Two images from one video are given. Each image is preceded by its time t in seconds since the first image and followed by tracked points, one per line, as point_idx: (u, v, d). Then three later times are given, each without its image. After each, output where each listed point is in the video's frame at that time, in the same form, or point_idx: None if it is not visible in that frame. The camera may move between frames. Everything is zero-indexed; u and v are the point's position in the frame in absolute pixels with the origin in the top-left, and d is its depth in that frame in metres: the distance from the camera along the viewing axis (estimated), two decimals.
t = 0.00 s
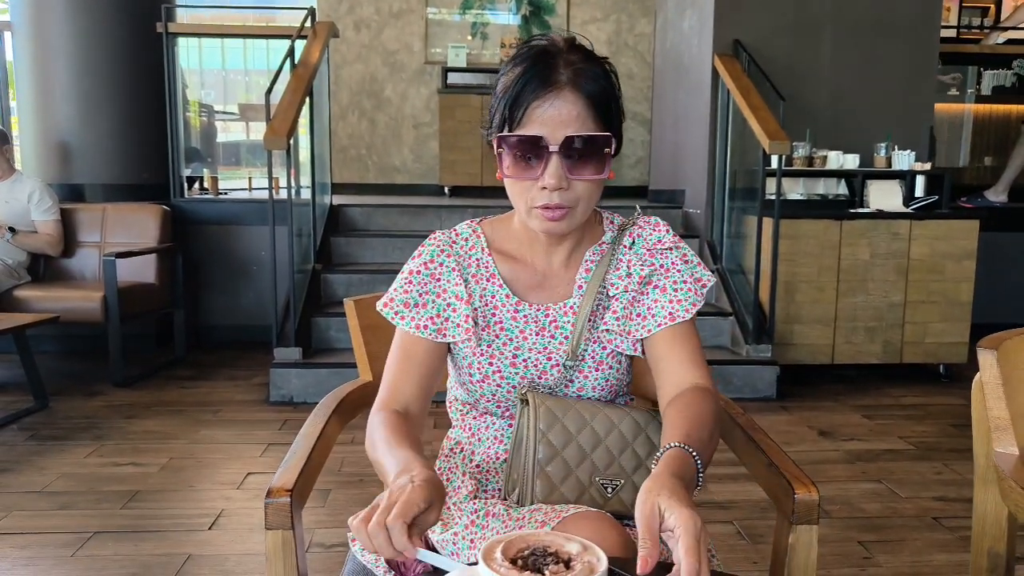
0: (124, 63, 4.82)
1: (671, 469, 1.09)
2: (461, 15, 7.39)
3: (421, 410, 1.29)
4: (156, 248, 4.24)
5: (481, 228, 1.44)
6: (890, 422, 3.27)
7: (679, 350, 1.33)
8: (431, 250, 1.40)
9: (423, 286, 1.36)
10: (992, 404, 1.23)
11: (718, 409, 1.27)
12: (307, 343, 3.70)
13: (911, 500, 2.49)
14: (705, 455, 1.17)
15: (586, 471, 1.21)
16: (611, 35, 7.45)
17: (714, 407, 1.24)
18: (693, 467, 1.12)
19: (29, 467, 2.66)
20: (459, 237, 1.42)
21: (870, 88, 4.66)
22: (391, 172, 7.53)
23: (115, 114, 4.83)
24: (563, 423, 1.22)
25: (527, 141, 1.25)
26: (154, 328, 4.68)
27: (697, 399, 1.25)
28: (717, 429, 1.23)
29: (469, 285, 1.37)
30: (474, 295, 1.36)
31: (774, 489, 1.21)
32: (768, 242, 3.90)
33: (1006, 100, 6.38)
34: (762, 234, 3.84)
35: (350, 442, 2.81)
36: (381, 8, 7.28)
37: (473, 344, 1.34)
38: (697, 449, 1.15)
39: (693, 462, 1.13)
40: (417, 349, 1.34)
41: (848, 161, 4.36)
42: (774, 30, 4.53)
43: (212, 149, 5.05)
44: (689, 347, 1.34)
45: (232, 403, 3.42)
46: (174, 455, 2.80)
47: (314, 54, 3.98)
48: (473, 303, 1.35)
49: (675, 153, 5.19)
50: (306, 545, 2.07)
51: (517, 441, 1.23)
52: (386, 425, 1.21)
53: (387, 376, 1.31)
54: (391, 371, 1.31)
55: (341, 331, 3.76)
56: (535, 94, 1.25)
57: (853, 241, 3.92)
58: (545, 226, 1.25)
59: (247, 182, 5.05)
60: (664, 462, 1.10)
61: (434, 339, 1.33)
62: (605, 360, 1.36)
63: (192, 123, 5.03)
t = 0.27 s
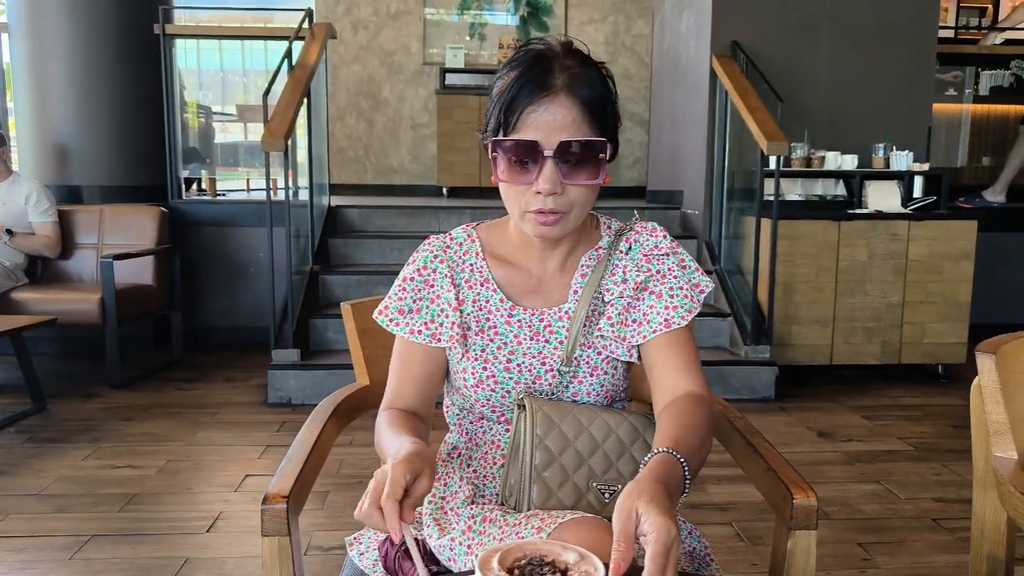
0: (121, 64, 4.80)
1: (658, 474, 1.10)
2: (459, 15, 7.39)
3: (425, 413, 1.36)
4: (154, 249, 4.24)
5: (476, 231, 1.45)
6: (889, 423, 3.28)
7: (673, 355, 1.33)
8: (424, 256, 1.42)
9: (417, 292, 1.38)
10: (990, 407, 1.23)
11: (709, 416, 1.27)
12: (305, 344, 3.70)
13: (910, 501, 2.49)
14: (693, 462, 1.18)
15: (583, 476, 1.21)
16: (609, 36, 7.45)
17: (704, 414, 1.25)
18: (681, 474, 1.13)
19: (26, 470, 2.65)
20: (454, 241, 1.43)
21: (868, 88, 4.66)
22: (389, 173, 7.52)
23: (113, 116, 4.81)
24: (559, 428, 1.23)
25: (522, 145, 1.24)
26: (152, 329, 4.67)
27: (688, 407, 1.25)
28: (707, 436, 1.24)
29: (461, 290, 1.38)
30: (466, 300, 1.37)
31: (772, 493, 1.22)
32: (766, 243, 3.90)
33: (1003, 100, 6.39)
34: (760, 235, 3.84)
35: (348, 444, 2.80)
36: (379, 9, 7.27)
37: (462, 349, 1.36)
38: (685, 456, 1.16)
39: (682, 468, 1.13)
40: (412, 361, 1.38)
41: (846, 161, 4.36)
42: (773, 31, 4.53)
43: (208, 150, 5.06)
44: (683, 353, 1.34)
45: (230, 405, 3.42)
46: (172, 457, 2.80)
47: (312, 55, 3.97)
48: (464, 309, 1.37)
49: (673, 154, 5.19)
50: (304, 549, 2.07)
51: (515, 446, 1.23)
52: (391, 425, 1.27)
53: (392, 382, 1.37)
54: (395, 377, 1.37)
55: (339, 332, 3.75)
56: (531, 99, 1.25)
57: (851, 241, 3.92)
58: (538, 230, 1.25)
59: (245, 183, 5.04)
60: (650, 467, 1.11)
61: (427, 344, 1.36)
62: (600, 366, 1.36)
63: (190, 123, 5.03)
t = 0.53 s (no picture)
0: (119, 58, 4.78)
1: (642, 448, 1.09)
2: (457, 8, 7.37)
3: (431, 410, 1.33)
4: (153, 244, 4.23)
5: (473, 224, 1.45)
6: (889, 414, 3.28)
7: (671, 349, 1.33)
8: (422, 250, 1.41)
9: (417, 286, 1.37)
10: (993, 396, 1.23)
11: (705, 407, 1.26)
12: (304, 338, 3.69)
13: (911, 491, 2.49)
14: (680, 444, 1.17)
15: (583, 467, 1.21)
16: (608, 28, 7.43)
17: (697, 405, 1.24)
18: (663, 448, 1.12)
19: (26, 465, 2.65)
20: (451, 234, 1.43)
21: (867, 80, 4.65)
22: (388, 166, 7.51)
23: (111, 110, 4.79)
24: (558, 419, 1.23)
25: (518, 137, 1.24)
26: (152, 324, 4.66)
27: (683, 397, 1.25)
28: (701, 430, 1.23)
29: (461, 283, 1.37)
30: (466, 293, 1.37)
31: (774, 483, 1.22)
32: (766, 234, 3.89)
33: (1002, 91, 6.38)
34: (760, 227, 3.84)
35: (349, 437, 2.80)
36: (377, 2, 7.25)
37: (464, 342, 1.35)
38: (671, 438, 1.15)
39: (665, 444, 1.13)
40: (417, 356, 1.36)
41: (845, 153, 4.36)
42: (772, 22, 4.52)
43: (207, 143, 5.01)
44: (681, 348, 1.34)
45: (230, 399, 3.41)
46: (173, 451, 2.80)
47: (310, 48, 3.96)
48: (464, 302, 1.36)
49: (672, 146, 5.18)
50: (305, 541, 2.07)
51: (515, 438, 1.23)
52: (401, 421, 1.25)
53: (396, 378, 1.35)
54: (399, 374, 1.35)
55: (339, 326, 3.75)
56: (525, 91, 1.24)
57: (851, 232, 3.92)
58: (536, 222, 1.25)
59: (244, 177, 5.01)
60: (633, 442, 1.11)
61: (430, 338, 1.35)
62: (600, 357, 1.35)
63: (188, 118, 4.99)
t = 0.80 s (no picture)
0: (116, 46, 4.74)
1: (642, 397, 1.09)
2: None
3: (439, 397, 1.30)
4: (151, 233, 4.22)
5: (471, 208, 1.43)
6: (889, 399, 3.28)
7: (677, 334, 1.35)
8: (422, 236, 1.37)
9: (418, 274, 1.34)
10: (996, 376, 1.23)
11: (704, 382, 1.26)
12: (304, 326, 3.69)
13: (912, 475, 2.49)
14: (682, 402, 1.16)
15: (587, 449, 1.21)
16: (607, 14, 7.40)
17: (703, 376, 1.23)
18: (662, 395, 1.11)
19: (26, 454, 2.65)
20: (450, 221, 1.41)
21: (868, 65, 4.63)
22: (387, 154, 7.49)
23: (108, 98, 4.77)
24: (562, 402, 1.23)
25: (525, 120, 1.22)
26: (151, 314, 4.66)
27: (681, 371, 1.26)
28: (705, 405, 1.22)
29: (463, 269, 1.36)
30: (469, 278, 1.35)
31: (776, 463, 1.21)
32: (766, 220, 3.88)
33: (1003, 76, 6.36)
34: (760, 212, 3.83)
35: (349, 425, 2.80)
36: None
37: (471, 328, 1.33)
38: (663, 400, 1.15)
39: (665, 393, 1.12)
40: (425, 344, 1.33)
41: (846, 138, 4.35)
42: (772, 7, 4.49)
43: (205, 132, 5.00)
44: (683, 335, 1.35)
45: (231, 387, 3.41)
46: (174, 439, 2.80)
47: (308, 35, 3.93)
48: (469, 287, 1.34)
49: (672, 132, 5.17)
50: (307, 527, 2.07)
51: (518, 420, 1.23)
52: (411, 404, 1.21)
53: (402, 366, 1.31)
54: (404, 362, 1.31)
55: (339, 314, 3.75)
56: (531, 74, 1.23)
57: (851, 218, 3.91)
58: (542, 206, 1.24)
59: (242, 166, 5.05)
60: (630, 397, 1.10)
61: (435, 327, 1.33)
62: (606, 339, 1.36)
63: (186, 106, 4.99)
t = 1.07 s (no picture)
0: (110, 29, 4.69)
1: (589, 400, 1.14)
2: None
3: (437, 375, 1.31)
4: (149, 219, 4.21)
5: (472, 188, 1.42)
6: (888, 381, 3.29)
7: (678, 313, 1.35)
8: (423, 217, 1.37)
9: (418, 255, 1.33)
10: (995, 354, 1.24)
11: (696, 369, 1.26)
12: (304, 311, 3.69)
13: (911, 456, 2.50)
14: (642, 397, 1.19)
15: (587, 429, 1.21)
16: None
17: (681, 365, 1.25)
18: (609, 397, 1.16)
19: (27, 439, 2.65)
20: (451, 200, 1.40)
21: (867, 46, 4.61)
22: (385, 139, 7.46)
23: (103, 82, 4.72)
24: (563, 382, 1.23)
25: (526, 96, 1.22)
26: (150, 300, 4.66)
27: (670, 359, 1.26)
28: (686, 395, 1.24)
29: (463, 250, 1.35)
30: (469, 260, 1.35)
31: (777, 442, 1.22)
32: (765, 203, 3.88)
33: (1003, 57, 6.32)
34: (759, 195, 3.82)
35: (350, 409, 2.81)
36: None
37: (470, 311, 1.33)
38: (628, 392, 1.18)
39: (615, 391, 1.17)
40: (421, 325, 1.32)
41: (845, 120, 4.34)
42: None
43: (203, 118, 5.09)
44: (689, 315, 1.35)
45: (231, 373, 3.42)
46: (174, 424, 2.80)
47: (304, 19, 3.90)
48: (468, 270, 1.34)
49: (671, 115, 5.15)
50: (308, 511, 2.08)
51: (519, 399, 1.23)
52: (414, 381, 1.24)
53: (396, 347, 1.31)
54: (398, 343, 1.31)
55: (339, 299, 3.75)
56: (533, 49, 1.22)
57: (851, 200, 3.91)
58: (542, 183, 1.23)
59: (241, 152, 5.14)
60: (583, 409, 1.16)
61: (433, 308, 1.32)
62: (608, 321, 1.36)
63: (182, 92, 5.06)
